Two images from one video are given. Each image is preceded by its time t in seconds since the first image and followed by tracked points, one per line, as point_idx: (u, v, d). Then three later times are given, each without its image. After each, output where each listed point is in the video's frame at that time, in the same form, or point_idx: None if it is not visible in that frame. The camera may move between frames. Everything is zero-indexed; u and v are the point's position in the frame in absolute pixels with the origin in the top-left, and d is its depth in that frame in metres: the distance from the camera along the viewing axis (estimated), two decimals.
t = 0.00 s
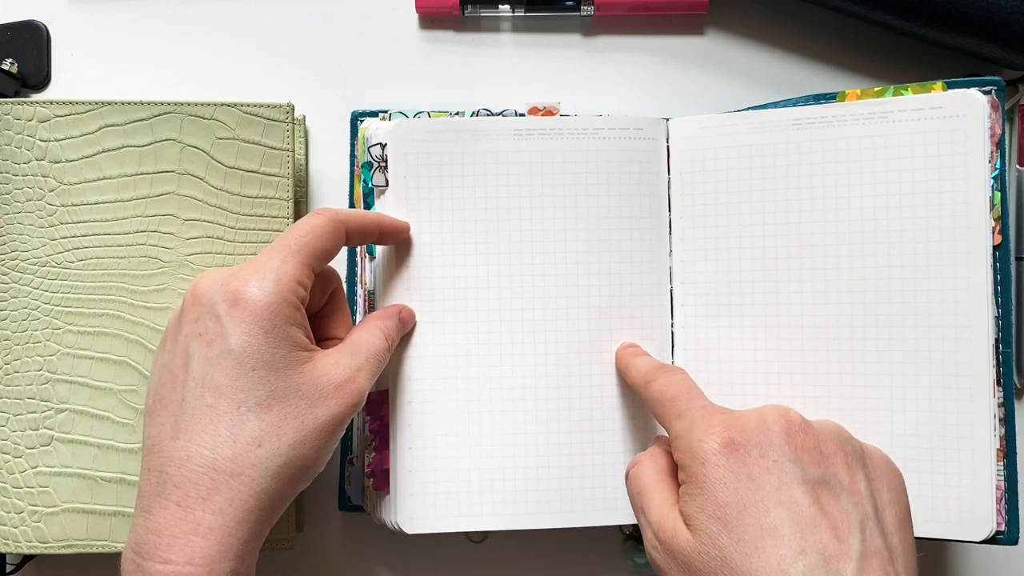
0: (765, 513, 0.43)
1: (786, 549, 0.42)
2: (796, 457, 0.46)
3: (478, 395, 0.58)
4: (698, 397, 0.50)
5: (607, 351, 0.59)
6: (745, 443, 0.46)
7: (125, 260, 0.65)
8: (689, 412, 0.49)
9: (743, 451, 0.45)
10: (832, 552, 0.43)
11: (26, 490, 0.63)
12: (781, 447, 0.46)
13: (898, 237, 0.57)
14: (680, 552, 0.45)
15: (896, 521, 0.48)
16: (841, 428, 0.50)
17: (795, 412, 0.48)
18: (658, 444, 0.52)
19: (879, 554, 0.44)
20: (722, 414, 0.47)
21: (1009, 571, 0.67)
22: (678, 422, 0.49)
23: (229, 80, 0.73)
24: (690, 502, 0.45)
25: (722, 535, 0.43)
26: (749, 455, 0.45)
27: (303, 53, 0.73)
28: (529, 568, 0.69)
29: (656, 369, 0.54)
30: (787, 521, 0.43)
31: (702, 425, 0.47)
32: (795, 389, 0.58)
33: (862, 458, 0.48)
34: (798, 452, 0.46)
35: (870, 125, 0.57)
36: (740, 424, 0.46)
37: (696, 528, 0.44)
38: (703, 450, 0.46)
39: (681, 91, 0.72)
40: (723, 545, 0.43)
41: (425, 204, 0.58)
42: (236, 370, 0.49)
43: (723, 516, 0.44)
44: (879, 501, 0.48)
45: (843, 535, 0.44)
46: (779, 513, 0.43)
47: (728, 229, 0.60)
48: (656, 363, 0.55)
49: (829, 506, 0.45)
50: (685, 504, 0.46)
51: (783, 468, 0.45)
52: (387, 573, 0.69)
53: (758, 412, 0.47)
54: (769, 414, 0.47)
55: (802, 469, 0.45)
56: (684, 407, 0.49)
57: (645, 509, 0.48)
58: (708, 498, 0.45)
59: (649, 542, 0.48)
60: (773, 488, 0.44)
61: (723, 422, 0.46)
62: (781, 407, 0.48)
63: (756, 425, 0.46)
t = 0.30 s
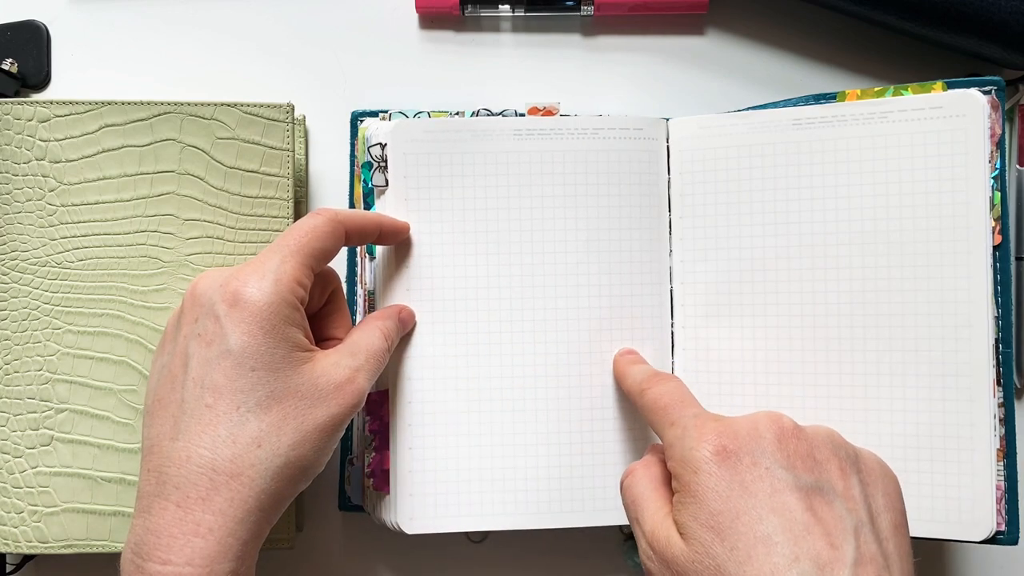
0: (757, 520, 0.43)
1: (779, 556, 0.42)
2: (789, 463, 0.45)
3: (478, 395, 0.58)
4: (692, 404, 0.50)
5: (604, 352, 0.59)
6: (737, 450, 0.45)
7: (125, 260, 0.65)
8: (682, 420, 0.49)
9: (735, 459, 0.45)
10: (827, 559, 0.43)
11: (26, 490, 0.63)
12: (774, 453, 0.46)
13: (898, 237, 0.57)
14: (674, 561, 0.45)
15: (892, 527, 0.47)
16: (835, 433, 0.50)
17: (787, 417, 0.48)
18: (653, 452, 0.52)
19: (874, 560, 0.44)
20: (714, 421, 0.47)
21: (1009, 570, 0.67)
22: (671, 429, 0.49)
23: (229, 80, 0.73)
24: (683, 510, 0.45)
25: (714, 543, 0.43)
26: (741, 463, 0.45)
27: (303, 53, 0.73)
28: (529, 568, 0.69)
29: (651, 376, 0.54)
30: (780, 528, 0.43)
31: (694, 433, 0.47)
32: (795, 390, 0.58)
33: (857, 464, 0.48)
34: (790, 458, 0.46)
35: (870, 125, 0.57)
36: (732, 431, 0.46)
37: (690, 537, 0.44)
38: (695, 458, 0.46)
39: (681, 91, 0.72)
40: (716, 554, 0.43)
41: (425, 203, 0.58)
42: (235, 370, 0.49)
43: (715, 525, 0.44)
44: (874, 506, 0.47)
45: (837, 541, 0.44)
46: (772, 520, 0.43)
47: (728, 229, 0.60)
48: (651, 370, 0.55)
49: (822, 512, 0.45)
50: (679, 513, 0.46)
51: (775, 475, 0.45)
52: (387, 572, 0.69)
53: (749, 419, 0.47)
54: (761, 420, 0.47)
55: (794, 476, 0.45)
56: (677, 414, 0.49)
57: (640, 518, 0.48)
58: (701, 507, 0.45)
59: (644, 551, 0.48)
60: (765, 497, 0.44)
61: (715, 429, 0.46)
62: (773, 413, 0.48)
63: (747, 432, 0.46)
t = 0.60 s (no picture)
0: (755, 523, 0.43)
1: (777, 558, 0.42)
2: (786, 466, 0.45)
3: (478, 395, 0.58)
4: (690, 407, 0.50)
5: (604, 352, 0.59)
6: (735, 452, 0.45)
7: (125, 260, 0.65)
8: (680, 423, 0.49)
9: (733, 461, 0.45)
10: (826, 561, 0.43)
11: (26, 490, 0.63)
12: (771, 456, 0.46)
13: (899, 237, 0.57)
14: (673, 564, 0.45)
15: (891, 528, 0.47)
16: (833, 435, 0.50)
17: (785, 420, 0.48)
18: (651, 455, 0.52)
19: (873, 561, 0.44)
20: (711, 424, 0.47)
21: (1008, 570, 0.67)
22: (668, 432, 0.49)
23: (229, 80, 0.73)
24: (681, 514, 0.45)
25: (712, 546, 0.43)
26: (739, 466, 0.45)
27: (303, 53, 0.73)
28: (529, 568, 0.69)
29: (649, 379, 0.54)
30: (778, 531, 0.43)
31: (692, 436, 0.47)
32: (795, 390, 0.58)
33: (854, 465, 0.48)
34: (787, 460, 0.46)
35: (870, 125, 0.57)
36: (729, 434, 0.46)
37: (688, 540, 0.44)
38: (693, 461, 0.46)
39: (681, 91, 0.72)
40: (714, 557, 0.43)
41: (425, 203, 0.58)
42: (235, 371, 0.49)
43: (713, 528, 0.44)
44: (872, 508, 0.47)
45: (836, 543, 0.44)
46: (770, 522, 0.43)
47: (728, 229, 0.60)
48: (649, 373, 0.55)
49: (820, 514, 0.45)
50: (677, 517, 0.45)
51: (773, 478, 0.45)
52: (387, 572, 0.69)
53: (747, 421, 0.47)
54: (759, 422, 0.47)
55: (792, 478, 0.45)
56: (675, 417, 0.49)
57: (638, 522, 0.48)
58: (698, 510, 0.45)
59: (643, 555, 0.48)
60: (762, 499, 0.44)
61: (713, 432, 0.46)
62: (769, 415, 0.48)
63: (744, 435, 0.46)
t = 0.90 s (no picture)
0: (751, 522, 0.43)
1: (773, 558, 0.42)
2: (783, 465, 0.45)
3: (478, 396, 0.58)
4: (688, 405, 0.49)
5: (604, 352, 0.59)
6: (732, 451, 0.45)
7: (125, 260, 0.65)
8: (678, 421, 0.48)
9: (729, 460, 0.45)
10: (823, 561, 0.42)
11: (26, 490, 0.63)
12: (768, 455, 0.45)
13: (898, 237, 0.57)
14: (669, 563, 0.45)
15: (888, 527, 0.47)
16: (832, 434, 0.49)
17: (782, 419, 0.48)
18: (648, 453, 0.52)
19: (870, 562, 0.44)
20: (708, 423, 0.47)
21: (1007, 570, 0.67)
22: (666, 430, 0.49)
23: (229, 80, 0.73)
24: (679, 513, 0.45)
25: (708, 545, 0.43)
26: (736, 465, 0.45)
27: (303, 53, 0.73)
28: (529, 567, 0.69)
29: (648, 378, 0.54)
30: (775, 531, 0.43)
31: (689, 435, 0.47)
32: (795, 390, 0.58)
33: (852, 464, 0.47)
34: (784, 460, 0.45)
35: (870, 125, 0.57)
36: (727, 433, 0.46)
37: (685, 539, 0.44)
38: (690, 460, 0.45)
39: (681, 91, 0.72)
40: (710, 556, 0.43)
41: (424, 204, 0.58)
42: (236, 371, 0.49)
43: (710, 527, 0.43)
44: (869, 508, 0.47)
45: (832, 543, 0.43)
46: (766, 522, 0.43)
47: (727, 229, 0.60)
48: (648, 372, 0.55)
49: (816, 513, 0.44)
50: (674, 516, 0.45)
51: (770, 477, 0.44)
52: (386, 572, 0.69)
53: (744, 419, 0.46)
54: (756, 421, 0.46)
55: (788, 477, 0.45)
56: (674, 415, 0.49)
57: (634, 520, 0.48)
58: (694, 509, 0.44)
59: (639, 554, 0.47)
60: (759, 499, 0.43)
61: (710, 431, 0.46)
62: (766, 414, 0.48)
63: (740, 434, 0.46)
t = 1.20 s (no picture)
0: (644, 466, 0.43)
1: (654, 502, 0.42)
2: (681, 410, 0.44)
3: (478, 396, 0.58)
4: (608, 324, 0.45)
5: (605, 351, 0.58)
6: (636, 391, 0.43)
7: (125, 259, 0.65)
8: (591, 341, 0.45)
9: (631, 399, 0.43)
10: (700, 506, 0.43)
11: (26, 490, 0.63)
12: (670, 399, 0.44)
13: (898, 237, 0.57)
14: (556, 488, 0.45)
15: (759, 471, 0.48)
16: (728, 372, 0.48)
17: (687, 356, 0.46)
18: (552, 355, 0.49)
19: (736, 509, 0.45)
20: (622, 351, 0.44)
21: (1008, 571, 0.67)
22: (575, 348, 0.45)
23: (229, 80, 0.73)
24: (574, 442, 0.44)
25: (597, 480, 0.43)
26: (639, 407, 0.43)
27: (303, 53, 0.73)
28: (530, 568, 0.69)
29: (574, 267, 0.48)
30: (665, 477, 0.43)
31: (598, 361, 0.44)
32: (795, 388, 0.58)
33: (736, 411, 0.47)
34: (686, 405, 0.44)
35: (870, 125, 0.57)
36: (637, 370, 0.43)
37: (575, 469, 0.44)
38: (592, 393, 0.43)
39: (681, 90, 0.72)
40: (598, 490, 0.43)
41: (424, 203, 0.58)
42: (245, 370, 0.49)
43: (602, 464, 0.43)
44: (746, 456, 0.47)
45: (711, 491, 0.44)
46: (659, 467, 0.43)
47: (726, 229, 0.60)
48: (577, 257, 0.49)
49: (703, 462, 0.45)
50: (568, 444, 0.44)
51: (670, 423, 0.44)
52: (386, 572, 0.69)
53: (654, 356, 0.44)
54: (664, 362, 0.44)
55: (684, 424, 0.44)
56: (586, 332, 0.45)
57: (526, 432, 0.47)
58: (593, 443, 0.43)
59: (529, 468, 0.47)
60: (656, 443, 0.43)
61: (622, 366, 0.43)
62: (676, 352, 0.46)
63: (649, 371, 0.44)
